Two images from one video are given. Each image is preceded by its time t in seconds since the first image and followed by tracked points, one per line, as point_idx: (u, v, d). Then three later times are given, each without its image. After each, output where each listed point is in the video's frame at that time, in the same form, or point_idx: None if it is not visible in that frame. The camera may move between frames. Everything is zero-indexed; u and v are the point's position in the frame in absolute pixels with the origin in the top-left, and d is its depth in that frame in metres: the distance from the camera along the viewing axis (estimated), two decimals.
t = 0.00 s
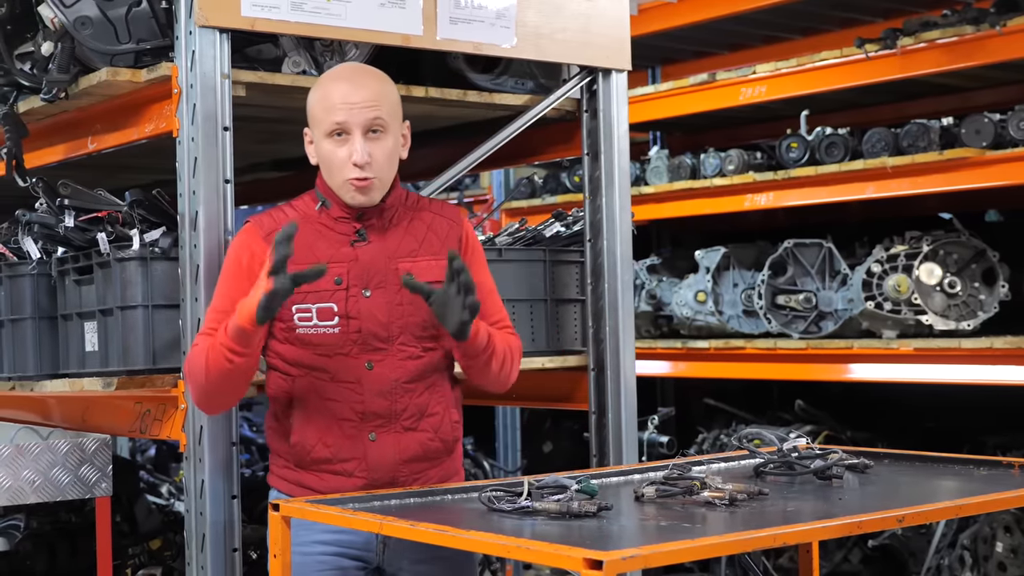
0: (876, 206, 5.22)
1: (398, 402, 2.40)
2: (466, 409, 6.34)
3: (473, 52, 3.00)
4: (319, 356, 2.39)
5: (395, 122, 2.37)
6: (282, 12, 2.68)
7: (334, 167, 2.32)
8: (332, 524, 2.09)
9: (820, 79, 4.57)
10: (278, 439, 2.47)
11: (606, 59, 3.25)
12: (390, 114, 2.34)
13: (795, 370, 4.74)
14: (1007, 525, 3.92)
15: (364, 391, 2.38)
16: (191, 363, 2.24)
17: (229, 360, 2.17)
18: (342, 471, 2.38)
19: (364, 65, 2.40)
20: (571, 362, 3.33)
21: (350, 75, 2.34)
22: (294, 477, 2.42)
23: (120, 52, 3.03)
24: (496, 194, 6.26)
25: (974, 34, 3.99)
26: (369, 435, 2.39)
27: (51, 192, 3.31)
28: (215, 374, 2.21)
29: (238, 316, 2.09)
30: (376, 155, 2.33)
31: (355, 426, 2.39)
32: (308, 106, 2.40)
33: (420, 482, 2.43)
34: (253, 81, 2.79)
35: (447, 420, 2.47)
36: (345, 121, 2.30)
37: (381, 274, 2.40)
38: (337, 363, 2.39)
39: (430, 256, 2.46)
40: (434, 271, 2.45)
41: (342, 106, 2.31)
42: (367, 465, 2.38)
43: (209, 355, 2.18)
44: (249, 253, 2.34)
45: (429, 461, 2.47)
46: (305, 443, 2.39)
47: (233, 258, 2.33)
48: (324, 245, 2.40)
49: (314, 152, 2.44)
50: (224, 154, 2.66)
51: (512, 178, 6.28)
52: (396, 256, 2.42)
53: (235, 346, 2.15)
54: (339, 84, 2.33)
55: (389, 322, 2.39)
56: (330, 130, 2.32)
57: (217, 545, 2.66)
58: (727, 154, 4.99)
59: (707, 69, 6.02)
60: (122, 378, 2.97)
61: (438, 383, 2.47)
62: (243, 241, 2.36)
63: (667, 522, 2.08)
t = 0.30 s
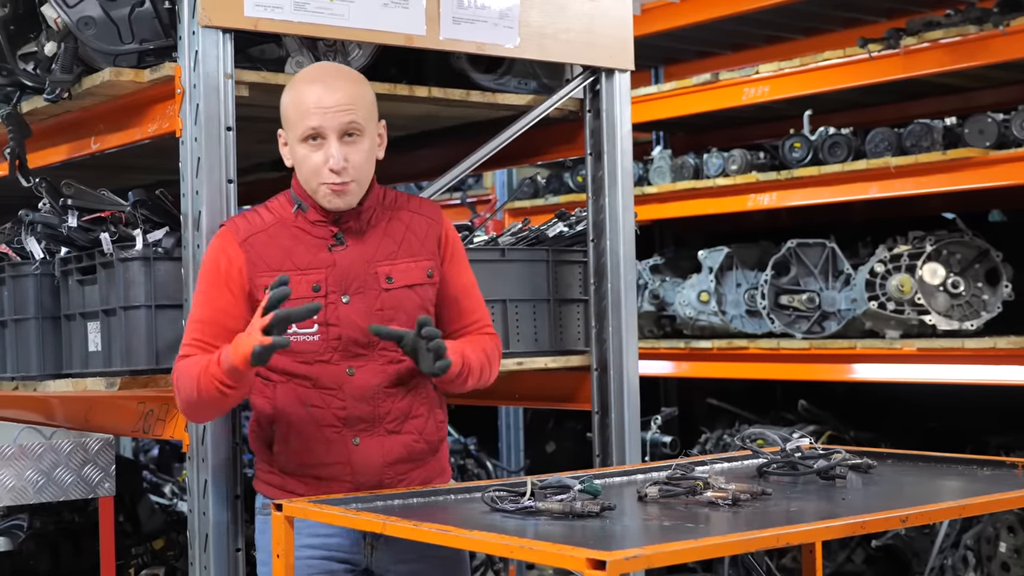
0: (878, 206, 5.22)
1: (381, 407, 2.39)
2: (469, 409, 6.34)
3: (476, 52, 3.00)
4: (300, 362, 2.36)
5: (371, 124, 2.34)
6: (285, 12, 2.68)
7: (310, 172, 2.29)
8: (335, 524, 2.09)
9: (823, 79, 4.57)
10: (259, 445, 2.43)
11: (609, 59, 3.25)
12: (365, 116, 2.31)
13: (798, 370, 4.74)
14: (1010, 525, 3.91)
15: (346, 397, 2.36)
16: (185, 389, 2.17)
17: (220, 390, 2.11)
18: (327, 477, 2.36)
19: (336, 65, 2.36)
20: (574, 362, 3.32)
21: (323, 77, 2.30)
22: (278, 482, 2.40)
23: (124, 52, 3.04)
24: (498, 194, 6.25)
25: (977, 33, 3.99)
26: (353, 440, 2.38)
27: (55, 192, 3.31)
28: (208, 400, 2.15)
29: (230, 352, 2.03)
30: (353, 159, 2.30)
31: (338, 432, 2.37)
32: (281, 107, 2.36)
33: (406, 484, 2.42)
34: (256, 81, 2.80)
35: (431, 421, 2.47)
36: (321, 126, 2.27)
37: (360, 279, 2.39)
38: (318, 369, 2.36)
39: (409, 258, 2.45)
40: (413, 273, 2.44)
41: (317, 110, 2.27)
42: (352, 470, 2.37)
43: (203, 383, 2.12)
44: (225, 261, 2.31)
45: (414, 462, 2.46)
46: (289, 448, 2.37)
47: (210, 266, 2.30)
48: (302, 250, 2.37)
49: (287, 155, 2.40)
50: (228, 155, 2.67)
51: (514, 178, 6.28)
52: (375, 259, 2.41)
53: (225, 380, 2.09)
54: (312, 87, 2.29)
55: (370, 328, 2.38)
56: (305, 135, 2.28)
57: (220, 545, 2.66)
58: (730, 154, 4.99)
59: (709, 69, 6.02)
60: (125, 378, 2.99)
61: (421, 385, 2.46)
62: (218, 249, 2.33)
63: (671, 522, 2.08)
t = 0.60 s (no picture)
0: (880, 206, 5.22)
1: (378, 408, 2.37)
2: (471, 409, 6.34)
3: (477, 51, 3.00)
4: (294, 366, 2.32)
5: (358, 120, 2.34)
6: (286, 11, 2.68)
7: (298, 167, 2.28)
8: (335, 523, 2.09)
9: (826, 78, 4.56)
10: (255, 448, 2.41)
11: (611, 58, 3.25)
12: (353, 110, 2.31)
13: (800, 370, 4.73)
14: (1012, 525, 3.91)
15: (342, 399, 2.34)
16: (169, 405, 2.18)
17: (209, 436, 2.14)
18: (326, 479, 2.33)
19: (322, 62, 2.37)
20: (575, 362, 3.32)
21: (310, 72, 2.30)
22: (276, 486, 2.37)
23: (125, 51, 3.03)
24: (500, 194, 6.25)
25: (979, 33, 3.99)
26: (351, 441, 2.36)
27: (56, 191, 3.31)
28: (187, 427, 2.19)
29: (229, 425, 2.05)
30: (341, 153, 2.30)
31: (335, 434, 2.35)
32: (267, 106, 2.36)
33: (404, 483, 2.42)
34: (257, 80, 2.80)
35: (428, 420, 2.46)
36: (309, 119, 2.27)
37: (352, 282, 2.35)
38: (314, 373, 2.34)
39: (400, 258, 2.42)
40: (405, 273, 2.41)
41: (305, 104, 2.27)
42: (351, 472, 2.35)
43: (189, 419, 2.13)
44: (214, 267, 2.27)
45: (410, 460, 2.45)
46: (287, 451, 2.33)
47: (199, 273, 2.26)
48: (292, 253, 2.33)
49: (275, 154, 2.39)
50: (228, 153, 2.66)
51: (516, 178, 6.28)
52: (366, 261, 2.37)
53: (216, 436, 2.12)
54: (300, 82, 2.29)
55: (364, 331, 2.35)
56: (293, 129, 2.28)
57: (221, 544, 2.66)
58: (731, 153, 4.99)
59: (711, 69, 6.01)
60: (126, 377, 3.01)
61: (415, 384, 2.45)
62: (206, 255, 2.28)
63: (671, 521, 2.08)
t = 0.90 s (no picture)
0: (880, 206, 5.22)
1: (385, 403, 2.38)
2: (470, 410, 6.34)
3: (476, 50, 3.00)
4: (300, 363, 2.33)
5: (353, 116, 2.36)
6: (284, 10, 2.67)
7: (296, 164, 2.28)
8: (333, 522, 2.08)
9: (826, 78, 4.56)
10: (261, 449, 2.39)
11: (609, 57, 3.25)
12: (349, 107, 2.33)
13: (800, 370, 4.72)
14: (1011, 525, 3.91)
15: (350, 395, 2.34)
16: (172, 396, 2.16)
17: (217, 397, 2.13)
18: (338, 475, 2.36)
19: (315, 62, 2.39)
20: (574, 360, 3.31)
21: (305, 71, 2.31)
22: (287, 484, 2.38)
23: (122, 50, 3.03)
24: (500, 194, 6.25)
25: (978, 33, 3.98)
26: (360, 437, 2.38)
27: (54, 190, 3.32)
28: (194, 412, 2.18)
29: (225, 352, 2.06)
30: (339, 149, 2.31)
31: (344, 430, 2.36)
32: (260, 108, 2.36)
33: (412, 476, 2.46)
34: (255, 79, 2.80)
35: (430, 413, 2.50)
36: (307, 116, 2.28)
37: (355, 277, 2.36)
38: (320, 370, 2.33)
39: (399, 252, 2.44)
40: (404, 267, 2.43)
41: (302, 101, 2.28)
42: (361, 466, 2.38)
43: (198, 393, 2.12)
44: (215, 268, 2.27)
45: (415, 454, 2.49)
46: (297, 449, 2.34)
47: (199, 274, 2.25)
48: (293, 251, 2.34)
49: (269, 154, 2.39)
50: (226, 152, 2.66)
51: (516, 178, 6.28)
52: (367, 256, 2.39)
53: (220, 385, 2.10)
54: (294, 81, 2.30)
55: (368, 325, 2.37)
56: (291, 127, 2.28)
57: (218, 543, 2.65)
58: (731, 153, 4.98)
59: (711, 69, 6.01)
60: (123, 377, 2.97)
61: (417, 376, 2.47)
62: (206, 257, 2.27)
63: (669, 519, 2.07)
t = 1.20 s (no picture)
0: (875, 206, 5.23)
1: (405, 398, 2.42)
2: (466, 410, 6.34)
3: (471, 50, 2.99)
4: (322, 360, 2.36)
5: (372, 112, 2.43)
6: (279, 10, 2.67)
7: (321, 156, 2.34)
8: (328, 522, 2.08)
9: (822, 77, 4.56)
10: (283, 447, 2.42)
11: (604, 57, 3.25)
12: (369, 102, 2.40)
13: (797, 369, 4.73)
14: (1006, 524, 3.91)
15: (371, 390, 2.38)
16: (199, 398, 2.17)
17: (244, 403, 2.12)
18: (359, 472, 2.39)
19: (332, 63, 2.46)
20: (570, 360, 3.30)
21: (326, 68, 2.39)
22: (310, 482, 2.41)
23: (117, 49, 3.03)
24: (496, 194, 6.25)
25: (973, 33, 3.99)
26: (381, 434, 2.41)
27: (49, 190, 3.32)
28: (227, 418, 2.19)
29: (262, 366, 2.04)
30: (361, 141, 2.37)
31: (366, 426, 2.39)
32: (280, 106, 2.42)
33: (432, 475, 2.48)
34: (250, 78, 2.79)
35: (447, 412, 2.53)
36: (330, 108, 2.34)
37: (375, 274, 2.40)
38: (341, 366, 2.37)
39: (418, 250, 2.48)
40: (424, 264, 2.47)
41: (325, 94, 2.34)
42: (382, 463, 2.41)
43: (226, 399, 2.11)
44: (238, 267, 2.28)
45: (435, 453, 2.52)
46: (319, 447, 2.37)
47: (221, 273, 2.27)
48: (314, 250, 2.37)
49: (289, 153, 2.44)
50: (221, 151, 2.66)
51: (512, 178, 6.28)
52: (387, 254, 2.43)
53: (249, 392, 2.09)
54: (315, 78, 2.37)
55: (389, 322, 2.40)
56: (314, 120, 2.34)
57: (213, 543, 2.64)
58: (727, 153, 4.99)
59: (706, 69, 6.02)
60: (118, 376, 2.95)
61: (435, 373, 2.51)
62: (227, 256, 2.29)
63: (664, 518, 2.07)
